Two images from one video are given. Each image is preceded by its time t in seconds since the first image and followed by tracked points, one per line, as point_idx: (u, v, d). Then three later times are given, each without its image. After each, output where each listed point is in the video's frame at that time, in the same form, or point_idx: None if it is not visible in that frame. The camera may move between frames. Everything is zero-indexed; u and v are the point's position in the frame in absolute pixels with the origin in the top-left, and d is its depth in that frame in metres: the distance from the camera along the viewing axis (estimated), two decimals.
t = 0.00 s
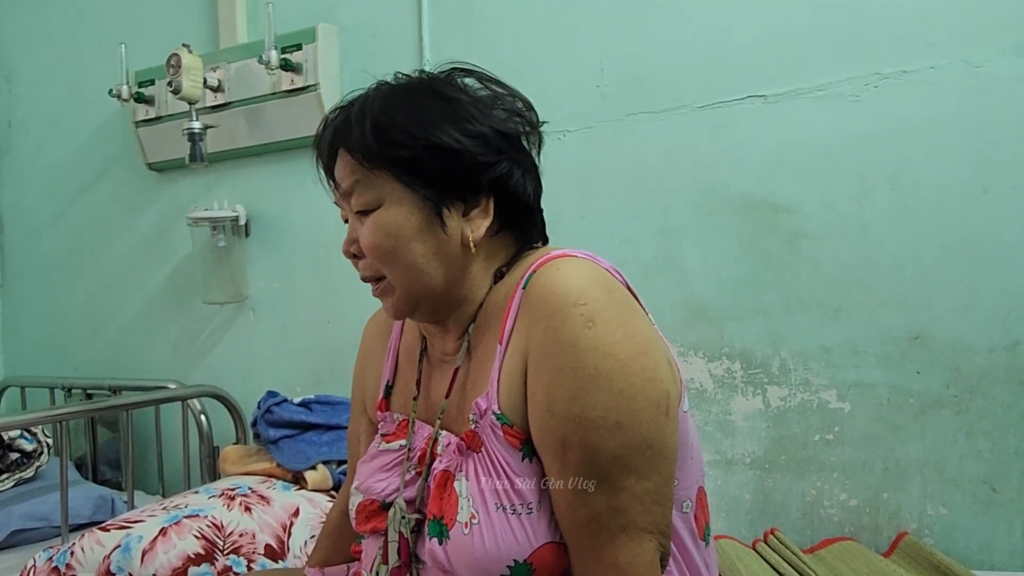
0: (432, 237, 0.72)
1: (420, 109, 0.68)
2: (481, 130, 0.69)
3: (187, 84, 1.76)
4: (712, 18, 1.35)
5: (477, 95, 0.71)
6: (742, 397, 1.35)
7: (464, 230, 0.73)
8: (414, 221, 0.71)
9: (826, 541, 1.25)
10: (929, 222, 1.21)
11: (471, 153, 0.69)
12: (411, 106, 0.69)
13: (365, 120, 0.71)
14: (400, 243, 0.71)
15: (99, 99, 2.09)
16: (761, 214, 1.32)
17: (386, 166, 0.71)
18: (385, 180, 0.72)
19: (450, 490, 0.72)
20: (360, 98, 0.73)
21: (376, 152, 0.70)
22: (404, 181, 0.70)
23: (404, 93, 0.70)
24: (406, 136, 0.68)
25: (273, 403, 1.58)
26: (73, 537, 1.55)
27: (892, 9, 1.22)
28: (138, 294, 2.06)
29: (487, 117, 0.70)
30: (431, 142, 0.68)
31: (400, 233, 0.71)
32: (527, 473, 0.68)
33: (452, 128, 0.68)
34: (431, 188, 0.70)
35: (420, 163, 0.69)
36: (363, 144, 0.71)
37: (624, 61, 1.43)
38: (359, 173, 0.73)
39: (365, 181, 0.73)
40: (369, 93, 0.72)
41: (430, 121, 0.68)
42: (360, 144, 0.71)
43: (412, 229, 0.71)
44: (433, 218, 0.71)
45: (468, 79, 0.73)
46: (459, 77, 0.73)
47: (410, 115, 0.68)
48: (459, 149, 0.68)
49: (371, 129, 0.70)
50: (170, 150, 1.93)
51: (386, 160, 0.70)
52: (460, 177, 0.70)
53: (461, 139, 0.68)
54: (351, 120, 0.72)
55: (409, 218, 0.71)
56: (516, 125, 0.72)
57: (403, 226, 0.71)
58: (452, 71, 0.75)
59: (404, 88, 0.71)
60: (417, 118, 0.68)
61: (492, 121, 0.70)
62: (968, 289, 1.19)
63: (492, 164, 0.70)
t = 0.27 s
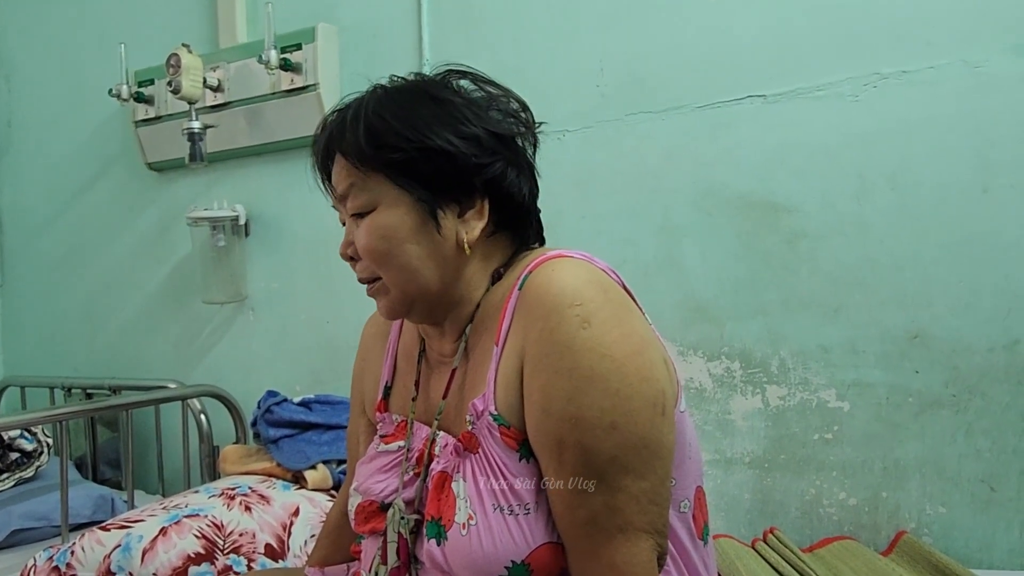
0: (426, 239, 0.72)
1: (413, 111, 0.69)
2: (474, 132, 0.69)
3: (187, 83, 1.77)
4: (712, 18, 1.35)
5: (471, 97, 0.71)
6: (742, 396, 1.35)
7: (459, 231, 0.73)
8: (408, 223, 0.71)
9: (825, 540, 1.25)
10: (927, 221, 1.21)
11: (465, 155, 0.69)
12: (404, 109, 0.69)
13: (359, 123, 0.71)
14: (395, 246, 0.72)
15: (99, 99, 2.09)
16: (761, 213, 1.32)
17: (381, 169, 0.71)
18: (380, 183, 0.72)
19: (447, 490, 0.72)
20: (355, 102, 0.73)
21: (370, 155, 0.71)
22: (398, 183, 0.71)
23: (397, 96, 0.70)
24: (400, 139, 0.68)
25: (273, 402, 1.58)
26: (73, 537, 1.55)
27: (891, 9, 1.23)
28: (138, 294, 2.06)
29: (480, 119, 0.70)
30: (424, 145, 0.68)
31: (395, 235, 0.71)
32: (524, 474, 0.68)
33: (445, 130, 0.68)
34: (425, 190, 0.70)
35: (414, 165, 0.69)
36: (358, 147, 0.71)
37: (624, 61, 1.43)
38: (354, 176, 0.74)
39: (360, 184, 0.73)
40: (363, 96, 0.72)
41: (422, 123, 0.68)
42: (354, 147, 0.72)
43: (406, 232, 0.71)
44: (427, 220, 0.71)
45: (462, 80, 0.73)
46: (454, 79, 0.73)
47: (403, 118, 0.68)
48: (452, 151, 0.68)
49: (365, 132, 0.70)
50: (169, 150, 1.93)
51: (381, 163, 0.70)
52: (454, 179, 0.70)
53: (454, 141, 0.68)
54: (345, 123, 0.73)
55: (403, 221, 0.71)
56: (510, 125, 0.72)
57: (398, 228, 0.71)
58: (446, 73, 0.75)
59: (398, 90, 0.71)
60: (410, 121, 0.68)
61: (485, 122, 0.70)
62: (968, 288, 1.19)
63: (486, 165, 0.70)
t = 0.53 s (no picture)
0: (425, 237, 0.72)
1: (411, 108, 0.68)
2: (473, 129, 0.69)
3: (186, 82, 1.76)
4: (712, 16, 1.35)
5: (470, 94, 0.71)
6: (741, 395, 1.35)
7: (458, 229, 0.72)
8: (407, 220, 0.71)
9: (825, 538, 1.25)
10: (928, 219, 1.21)
11: (463, 152, 0.68)
12: (402, 106, 0.69)
13: (358, 120, 0.71)
14: (393, 243, 0.71)
15: (98, 97, 2.09)
16: (761, 211, 1.32)
17: (379, 166, 0.71)
18: (378, 180, 0.72)
19: (445, 489, 0.72)
20: (354, 99, 0.73)
21: (369, 153, 0.71)
22: (397, 180, 0.70)
23: (396, 93, 0.70)
24: (398, 136, 0.68)
25: (272, 401, 1.58)
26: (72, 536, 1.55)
27: (892, 6, 1.22)
28: (137, 292, 2.06)
29: (479, 116, 0.69)
30: (422, 142, 0.68)
31: (393, 232, 0.71)
32: (522, 473, 0.68)
33: (444, 127, 0.68)
34: (424, 187, 0.70)
35: (413, 163, 0.69)
36: (356, 144, 0.71)
37: (623, 59, 1.43)
38: (353, 174, 0.73)
39: (358, 182, 0.73)
40: (362, 94, 0.72)
41: (421, 120, 0.68)
42: (352, 145, 0.72)
43: (405, 230, 0.71)
44: (426, 218, 0.71)
45: (461, 77, 0.73)
46: (453, 76, 0.73)
47: (402, 115, 0.68)
48: (451, 148, 0.68)
49: (363, 129, 0.70)
50: (168, 148, 1.93)
51: (379, 161, 0.70)
52: (453, 176, 0.70)
53: (453, 138, 0.68)
54: (344, 121, 0.73)
55: (401, 219, 0.71)
56: (509, 123, 0.72)
57: (396, 226, 0.71)
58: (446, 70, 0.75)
59: (397, 87, 0.71)
60: (408, 119, 0.68)
61: (484, 119, 0.69)
62: (968, 286, 1.19)
63: (485, 163, 0.70)
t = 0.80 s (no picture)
0: (429, 236, 0.72)
1: (416, 108, 0.68)
2: (478, 129, 0.69)
3: (186, 82, 1.76)
4: (712, 16, 1.35)
5: (475, 95, 0.71)
6: (741, 395, 1.35)
7: (462, 228, 0.73)
8: (411, 219, 0.71)
9: (824, 538, 1.25)
10: (927, 219, 1.21)
11: (468, 151, 0.68)
12: (407, 106, 0.69)
13: (362, 120, 0.71)
14: (397, 241, 0.72)
15: (98, 98, 2.09)
16: (760, 212, 1.32)
17: (383, 166, 0.71)
18: (382, 179, 0.72)
19: (446, 488, 0.72)
20: (358, 98, 0.73)
21: (373, 152, 0.70)
22: (401, 179, 0.70)
23: (400, 93, 0.70)
24: (402, 135, 0.68)
25: (272, 401, 1.58)
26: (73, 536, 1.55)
27: (891, 7, 1.22)
28: (138, 292, 2.06)
29: (484, 116, 0.69)
30: (426, 142, 0.68)
31: (397, 231, 0.71)
32: (523, 473, 0.68)
33: (448, 127, 0.68)
34: (427, 187, 0.70)
35: (417, 162, 0.69)
36: (360, 143, 0.71)
37: (623, 59, 1.43)
38: (356, 172, 0.73)
39: (362, 181, 0.73)
40: (366, 93, 0.72)
41: (426, 120, 0.68)
42: (356, 144, 0.72)
43: (409, 229, 0.71)
44: (429, 217, 0.71)
45: (466, 77, 0.73)
46: (458, 76, 0.73)
47: (406, 115, 0.68)
48: (455, 148, 0.68)
49: (367, 129, 0.70)
50: (169, 148, 1.93)
51: (383, 160, 0.70)
52: (457, 176, 0.70)
53: (458, 138, 0.68)
54: (348, 119, 0.73)
55: (405, 218, 0.71)
56: (513, 124, 0.72)
57: (400, 224, 0.71)
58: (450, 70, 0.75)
59: (402, 87, 0.71)
60: (413, 118, 0.68)
61: (488, 120, 0.70)
62: (968, 286, 1.19)
63: (489, 163, 0.70)
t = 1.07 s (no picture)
0: (442, 230, 0.72)
1: (436, 102, 0.69)
2: (496, 126, 0.69)
3: (186, 81, 1.76)
4: (713, 16, 1.35)
5: (495, 91, 0.71)
6: (742, 395, 1.35)
7: (476, 225, 0.73)
8: (425, 212, 0.72)
9: (825, 538, 1.26)
10: (928, 219, 1.21)
11: (485, 148, 0.69)
12: (427, 100, 0.69)
13: (382, 112, 0.71)
14: (410, 234, 0.72)
15: (98, 97, 2.09)
16: (761, 211, 1.32)
17: (400, 158, 0.71)
18: (399, 172, 0.72)
19: (453, 483, 0.72)
20: (379, 90, 0.73)
21: (391, 144, 0.71)
22: (417, 173, 0.71)
23: (421, 86, 0.71)
24: (421, 129, 0.69)
25: (273, 400, 1.58)
26: (73, 536, 1.55)
27: (891, 7, 1.23)
28: (137, 292, 2.06)
29: (502, 113, 0.70)
30: (444, 137, 0.68)
31: (411, 223, 0.72)
32: (531, 468, 0.68)
33: (467, 123, 0.68)
34: (443, 182, 0.70)
35: (433, 157, 0.70)
36: (379, 135, 0.72)
37: (624, 59, 1.43)
38: (374, 164, 0.74)
39: (380, 172, 0.74)
40: (388, 85, 0.72)
41: (445, 115, 0.68)
42: (375, 135, 0.72)
43: (422, 222, 0.72)
44: (443, 210, 0.72)
45: (487, 74, 0.73)
46: (479, 72, 0.74)
47: (425, 109, 0.69)
48: (472, 144, 0.68)
49: (387, 121, 0.71)
50: (169, 148, 1.92)
51: (401, 153, 0.71)
52: (472, 172, 0.70)
53: (475, 134, 0.68)
54: (368, 110, 0.73)
55: (419, 210, 0.71)
56: (532, 122, 0.72)
57: (415, 217, 0.72)
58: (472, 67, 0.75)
59: (423, 81, 0.71)
60: (432, 113, 0.68)
61: (507, 117, 0.70)
62: (968, 286, 1.19)
63: (505, 161, 0.70)
